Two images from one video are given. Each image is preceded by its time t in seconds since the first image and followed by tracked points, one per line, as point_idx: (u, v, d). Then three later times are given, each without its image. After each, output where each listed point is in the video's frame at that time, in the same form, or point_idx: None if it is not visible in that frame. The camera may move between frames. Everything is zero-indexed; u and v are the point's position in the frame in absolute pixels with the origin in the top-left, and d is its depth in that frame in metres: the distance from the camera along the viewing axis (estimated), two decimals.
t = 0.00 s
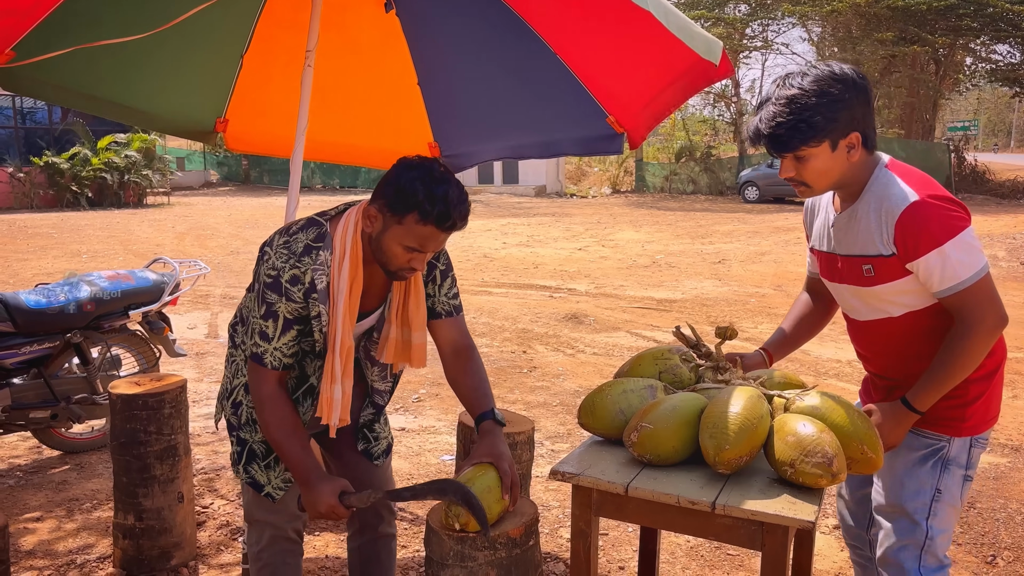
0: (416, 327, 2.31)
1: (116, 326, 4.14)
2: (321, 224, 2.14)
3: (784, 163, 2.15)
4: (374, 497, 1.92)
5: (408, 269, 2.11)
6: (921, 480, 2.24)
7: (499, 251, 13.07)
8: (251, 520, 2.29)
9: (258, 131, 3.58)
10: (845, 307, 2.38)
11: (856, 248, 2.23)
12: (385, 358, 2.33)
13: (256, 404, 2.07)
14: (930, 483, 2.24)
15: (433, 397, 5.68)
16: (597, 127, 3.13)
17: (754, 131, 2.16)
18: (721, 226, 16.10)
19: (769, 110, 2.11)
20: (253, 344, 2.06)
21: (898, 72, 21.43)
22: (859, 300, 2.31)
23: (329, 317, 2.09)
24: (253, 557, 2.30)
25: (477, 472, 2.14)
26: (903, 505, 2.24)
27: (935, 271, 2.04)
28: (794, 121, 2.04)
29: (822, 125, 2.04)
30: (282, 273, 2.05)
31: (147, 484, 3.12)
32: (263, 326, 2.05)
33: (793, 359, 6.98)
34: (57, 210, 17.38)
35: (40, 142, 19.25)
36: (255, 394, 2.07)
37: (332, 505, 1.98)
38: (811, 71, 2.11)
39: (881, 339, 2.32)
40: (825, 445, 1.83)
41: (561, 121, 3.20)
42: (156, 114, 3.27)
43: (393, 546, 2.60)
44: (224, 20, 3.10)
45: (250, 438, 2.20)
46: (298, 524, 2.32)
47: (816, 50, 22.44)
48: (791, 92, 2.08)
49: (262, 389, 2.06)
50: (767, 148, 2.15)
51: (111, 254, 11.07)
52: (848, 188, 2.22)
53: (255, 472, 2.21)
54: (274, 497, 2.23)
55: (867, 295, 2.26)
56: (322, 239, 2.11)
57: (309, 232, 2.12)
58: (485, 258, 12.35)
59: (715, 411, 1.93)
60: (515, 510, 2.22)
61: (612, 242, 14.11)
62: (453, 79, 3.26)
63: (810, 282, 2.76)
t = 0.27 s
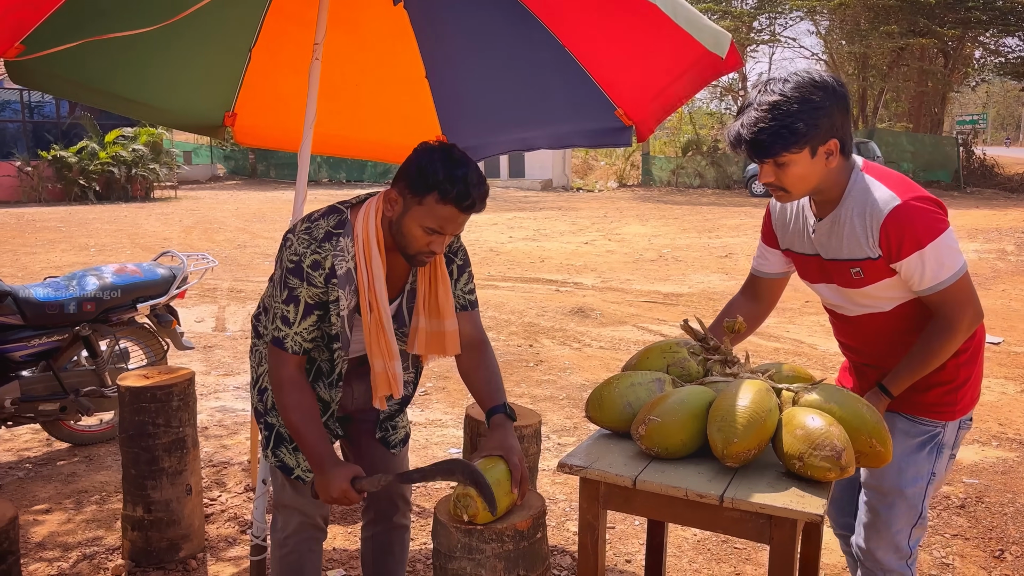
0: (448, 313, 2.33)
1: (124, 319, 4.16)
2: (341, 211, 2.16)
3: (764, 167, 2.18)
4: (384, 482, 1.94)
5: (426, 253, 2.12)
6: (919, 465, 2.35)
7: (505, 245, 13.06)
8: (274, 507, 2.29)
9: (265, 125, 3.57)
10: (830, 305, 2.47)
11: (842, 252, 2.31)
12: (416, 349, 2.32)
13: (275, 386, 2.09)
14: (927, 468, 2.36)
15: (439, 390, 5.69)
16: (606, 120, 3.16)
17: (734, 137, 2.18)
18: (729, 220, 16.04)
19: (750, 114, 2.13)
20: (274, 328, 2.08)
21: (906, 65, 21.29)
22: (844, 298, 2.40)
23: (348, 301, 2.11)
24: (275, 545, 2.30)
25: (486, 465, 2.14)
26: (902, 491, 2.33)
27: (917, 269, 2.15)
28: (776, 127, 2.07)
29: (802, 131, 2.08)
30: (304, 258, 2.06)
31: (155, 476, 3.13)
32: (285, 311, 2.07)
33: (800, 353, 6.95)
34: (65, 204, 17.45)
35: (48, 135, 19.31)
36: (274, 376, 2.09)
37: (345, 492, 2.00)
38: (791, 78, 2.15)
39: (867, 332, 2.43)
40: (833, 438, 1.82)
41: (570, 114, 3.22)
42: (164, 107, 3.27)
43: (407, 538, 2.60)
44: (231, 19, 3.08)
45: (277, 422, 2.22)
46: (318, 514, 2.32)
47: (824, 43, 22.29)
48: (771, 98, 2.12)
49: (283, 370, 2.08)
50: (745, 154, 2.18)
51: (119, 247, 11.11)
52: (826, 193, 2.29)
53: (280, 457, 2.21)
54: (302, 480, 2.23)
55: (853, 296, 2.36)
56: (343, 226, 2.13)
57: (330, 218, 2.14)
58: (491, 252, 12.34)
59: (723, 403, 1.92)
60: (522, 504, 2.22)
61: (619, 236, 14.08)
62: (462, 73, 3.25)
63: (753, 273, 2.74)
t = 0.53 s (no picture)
0: (453, 309, 2.33)
1: (135, 311, 4.18)
2: (344, 211, 2.14)
3: (755, 180, 2.16)
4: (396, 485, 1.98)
5: (428, 254, 2.11)
6: (915, 449, 2.42)
7: (514, 238, 13.05)
8: (281, 499, 2.29)
9: (276, 116, 3.58)
10: (826, 309, 2.51)
11: (839, 259, 2.34)
12: (425, 344, 2.34)
13: (286, 391, 2.07)
14: (922, 450, 2.43)
15: (448, 382, 5.69)
16: (615, 113, 3.13)
17: (725, 149, 2.16)
18: (738, 213, 15.96)
19: (741, 126, 2.12)
20: (283, 332, 2.05)
21: (918, 57, 21.10)
22: (840, 301, 2.44)
23: (353, 301, 2.11)
24: (283, 536, 2.31)
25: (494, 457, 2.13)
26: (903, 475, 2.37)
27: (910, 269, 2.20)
28: (769, 140, 2.06)
29: (794, 144, 2.07)
30: (310, 259, 2.05)
31: (165, 468, 3.14)
32: (293, 313, 2.05)
33: (810, 347, 6.91)
34: (75, 197, 17.53)
35: (59, 129, 19.39)
36: (285, 380, 2.07)
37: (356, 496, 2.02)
38: (784, 89, 2.14)
39: (863, 330, 2.47)
40: (844, 430, 1.81)
41: (579, 108, 3.20)
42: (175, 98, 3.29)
43: (411, 528, 2.61)
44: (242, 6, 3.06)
45: (277, 419, 2.24)
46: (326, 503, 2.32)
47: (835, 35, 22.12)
48: (763, 110, 2.10)
49: (293, 375, 2.06)
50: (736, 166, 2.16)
51: (130, 240, 11.16)
52: (815, 204, 2.30)
53: (277, 454, 2.23)
54: (301, 477, 2.23)
55: (849, 298, 2.40)
56: (347, 226, 2.12)
57: (333, 218, 2.12)
58: (500, 245, 12.33)
59: (733, 396, 1.91)
60: (531, 496, 2.21)
61: (627, 229, 14.04)
62: (470, 66, 3.24)
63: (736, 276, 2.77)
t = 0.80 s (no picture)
0: (445, 293, 2.32)
1: (146, 302, 4.20)
2: (343, 194, 2.16)
3: (740, 183, 2.13)
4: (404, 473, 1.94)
5: (429, 230, 2.11)
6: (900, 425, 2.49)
7: (524, 230, 13.02)
8: (288, 491, 2.30)
9: (286, 108, 3.60)
10: (806, 301, 2.49)
11: (826, 254, 2.32)
12: (421, 329, 2.32)
13: (294, 374, 2.09)
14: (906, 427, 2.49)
15: (458, 374, 5.69)
16: (626, 103, 3.14)
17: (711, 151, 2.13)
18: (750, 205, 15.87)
19: (729, 128, 2.09)
20: (288, 318, 2.08)
21: (932, 47, 20.87)
22: (820, 292, 2.43)
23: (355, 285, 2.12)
24: (290, 528, 2.31)
25: (505, 448, 2.12)
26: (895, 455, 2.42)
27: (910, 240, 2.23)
28: (756, 143, 2.03)
29: (782, 148, 2.04)
30: (309, 243, 2.07)
31: (178, 458, 3.16)
32: (297, 299, 2.07)
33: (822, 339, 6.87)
34: (88, 189, 17.63)
35: (71, 121, 19.48)
36: (294, 365, 2.09)
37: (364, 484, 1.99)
38: (770, 91, 2.12)
39: (844, 322, 2.47)
40: (857, 421, 1.79)
41: (590, 98, 3.21)
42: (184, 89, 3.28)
43: (419, 518, 2.62)
44: None
45: (280, 411, 2.24)
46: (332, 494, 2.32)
47: (848, 25, 21.91)
48: (749, 114, 2.08)
49: (302, 360, 2.08)
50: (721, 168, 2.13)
51: (141, 232, 11.21)
52: (800, 203, 2.27)
53: (279, 446, 2.24)
54: (306, 469, 2.24)
55: (834, 290, 2.40)
56: (345, 209, 2.13)
57: (332, 201, 2.14)
58: (510, 237, 12.31)
59: (744, 387, 1.89)
60: (541, 487, 2.20)
61: (638, 221, 13.99)
62: (481, 58, 3.23)
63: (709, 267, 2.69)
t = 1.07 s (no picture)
0: (455, 276, 2.32)
1: (159, 294, 4.22)
2: (355, 176, 2.19)
3: (743, 174, 2.11)
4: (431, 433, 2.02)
5: (442, 209, 2.12)
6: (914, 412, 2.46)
7: (535, 221, 12.98)
8: (296, 482, 2.30)
9: (296, 100, 3.60)
10: (810, 292, 2.47)
11: (830, 246, 2.30)
12: (431, 314, 2.33)
13: (302, 356, 2.08)
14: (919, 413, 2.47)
15: (469, 365, 5.69)
16: (638, 93, 3.12)
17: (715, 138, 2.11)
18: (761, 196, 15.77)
19: (734, 117, 2.06)
20: (297, 298, 2.08)
21: (946, 36, 20.64)
22: (826, 282, 2.41)
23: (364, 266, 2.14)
24: (299, 518, 2.32)
25: (514, 441, 2.12)
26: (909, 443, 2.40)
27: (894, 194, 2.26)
28: (759, 137, 2.00)
29: (784, 140, 2.02)
30: (320, 223, 2.09)
31: (190, 449, 3.18)
32: (308, 279, 2.08)
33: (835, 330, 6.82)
34: (100, 182, 17.71)
35: (84, 114, 19.56)
36: (300, 346, 2.08)
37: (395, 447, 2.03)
38: (777, 84, 2.08)
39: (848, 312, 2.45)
40: (870, 412, 1.77)
41: (600, 88, 3.19)
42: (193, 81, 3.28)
43: (428, 509, 2.61)
44: None
45: (288, 401, 2.25)
46: (342, 485, 2.33)
47: (861, 14, 21.68)
48: (754, 103, 2.05)
49: (308, 340, 2.07)
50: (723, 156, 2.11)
51: (153, 224, 11.25)
52: (803, 196, 2.23)
53: (286, 436, 2.24)
54: (313, 460, 2.24)
55: (841, 281, 2.37)
56: (357, 191, 2.16)
57: (344, 183, 2.17)
58: (520, 229, 12.29)
59: (756, 376, 1.88)
60: (552, 478, 2.19)
61: (649, 212, 13.92)
62: (491, 50, 3.20)
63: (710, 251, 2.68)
